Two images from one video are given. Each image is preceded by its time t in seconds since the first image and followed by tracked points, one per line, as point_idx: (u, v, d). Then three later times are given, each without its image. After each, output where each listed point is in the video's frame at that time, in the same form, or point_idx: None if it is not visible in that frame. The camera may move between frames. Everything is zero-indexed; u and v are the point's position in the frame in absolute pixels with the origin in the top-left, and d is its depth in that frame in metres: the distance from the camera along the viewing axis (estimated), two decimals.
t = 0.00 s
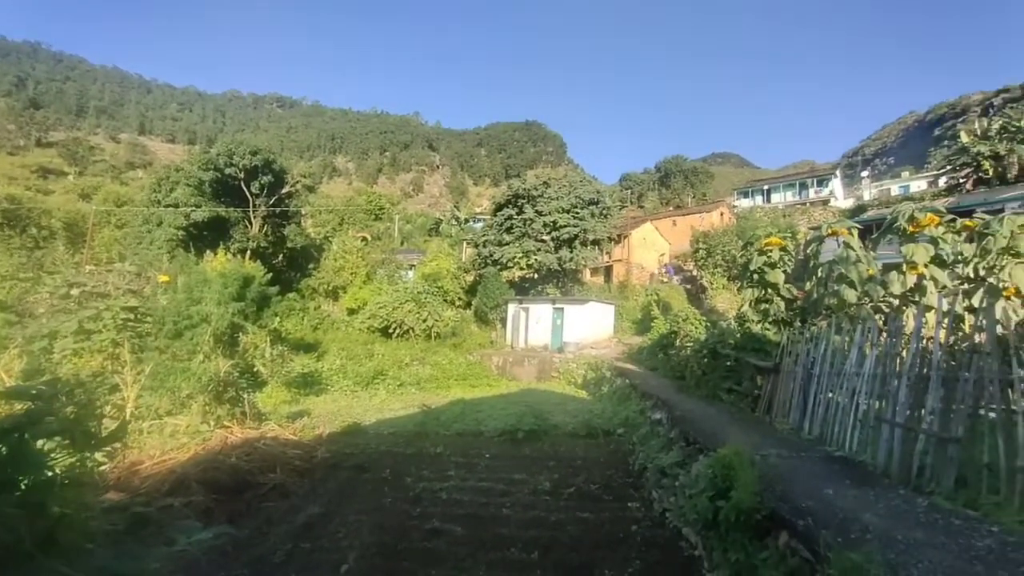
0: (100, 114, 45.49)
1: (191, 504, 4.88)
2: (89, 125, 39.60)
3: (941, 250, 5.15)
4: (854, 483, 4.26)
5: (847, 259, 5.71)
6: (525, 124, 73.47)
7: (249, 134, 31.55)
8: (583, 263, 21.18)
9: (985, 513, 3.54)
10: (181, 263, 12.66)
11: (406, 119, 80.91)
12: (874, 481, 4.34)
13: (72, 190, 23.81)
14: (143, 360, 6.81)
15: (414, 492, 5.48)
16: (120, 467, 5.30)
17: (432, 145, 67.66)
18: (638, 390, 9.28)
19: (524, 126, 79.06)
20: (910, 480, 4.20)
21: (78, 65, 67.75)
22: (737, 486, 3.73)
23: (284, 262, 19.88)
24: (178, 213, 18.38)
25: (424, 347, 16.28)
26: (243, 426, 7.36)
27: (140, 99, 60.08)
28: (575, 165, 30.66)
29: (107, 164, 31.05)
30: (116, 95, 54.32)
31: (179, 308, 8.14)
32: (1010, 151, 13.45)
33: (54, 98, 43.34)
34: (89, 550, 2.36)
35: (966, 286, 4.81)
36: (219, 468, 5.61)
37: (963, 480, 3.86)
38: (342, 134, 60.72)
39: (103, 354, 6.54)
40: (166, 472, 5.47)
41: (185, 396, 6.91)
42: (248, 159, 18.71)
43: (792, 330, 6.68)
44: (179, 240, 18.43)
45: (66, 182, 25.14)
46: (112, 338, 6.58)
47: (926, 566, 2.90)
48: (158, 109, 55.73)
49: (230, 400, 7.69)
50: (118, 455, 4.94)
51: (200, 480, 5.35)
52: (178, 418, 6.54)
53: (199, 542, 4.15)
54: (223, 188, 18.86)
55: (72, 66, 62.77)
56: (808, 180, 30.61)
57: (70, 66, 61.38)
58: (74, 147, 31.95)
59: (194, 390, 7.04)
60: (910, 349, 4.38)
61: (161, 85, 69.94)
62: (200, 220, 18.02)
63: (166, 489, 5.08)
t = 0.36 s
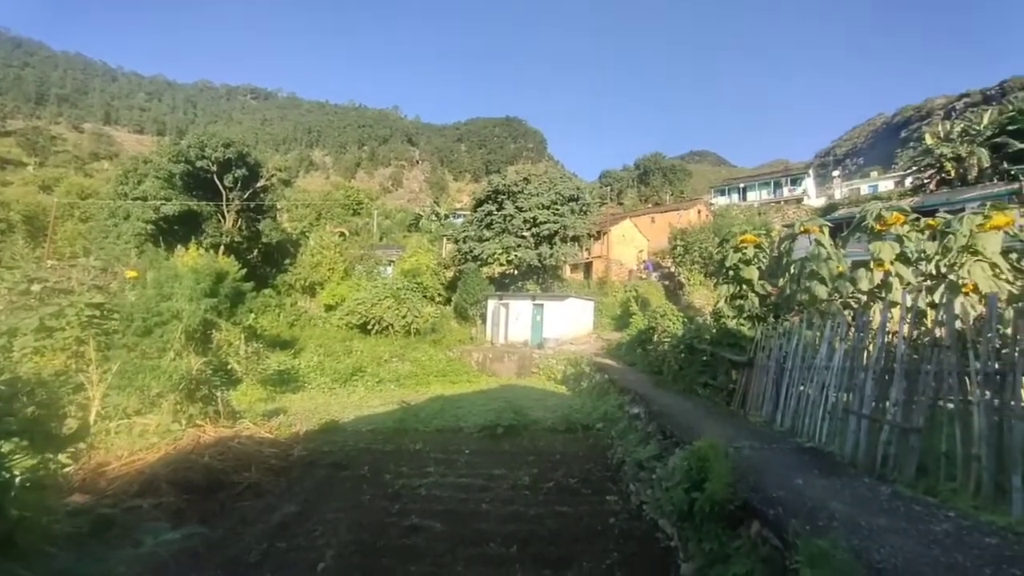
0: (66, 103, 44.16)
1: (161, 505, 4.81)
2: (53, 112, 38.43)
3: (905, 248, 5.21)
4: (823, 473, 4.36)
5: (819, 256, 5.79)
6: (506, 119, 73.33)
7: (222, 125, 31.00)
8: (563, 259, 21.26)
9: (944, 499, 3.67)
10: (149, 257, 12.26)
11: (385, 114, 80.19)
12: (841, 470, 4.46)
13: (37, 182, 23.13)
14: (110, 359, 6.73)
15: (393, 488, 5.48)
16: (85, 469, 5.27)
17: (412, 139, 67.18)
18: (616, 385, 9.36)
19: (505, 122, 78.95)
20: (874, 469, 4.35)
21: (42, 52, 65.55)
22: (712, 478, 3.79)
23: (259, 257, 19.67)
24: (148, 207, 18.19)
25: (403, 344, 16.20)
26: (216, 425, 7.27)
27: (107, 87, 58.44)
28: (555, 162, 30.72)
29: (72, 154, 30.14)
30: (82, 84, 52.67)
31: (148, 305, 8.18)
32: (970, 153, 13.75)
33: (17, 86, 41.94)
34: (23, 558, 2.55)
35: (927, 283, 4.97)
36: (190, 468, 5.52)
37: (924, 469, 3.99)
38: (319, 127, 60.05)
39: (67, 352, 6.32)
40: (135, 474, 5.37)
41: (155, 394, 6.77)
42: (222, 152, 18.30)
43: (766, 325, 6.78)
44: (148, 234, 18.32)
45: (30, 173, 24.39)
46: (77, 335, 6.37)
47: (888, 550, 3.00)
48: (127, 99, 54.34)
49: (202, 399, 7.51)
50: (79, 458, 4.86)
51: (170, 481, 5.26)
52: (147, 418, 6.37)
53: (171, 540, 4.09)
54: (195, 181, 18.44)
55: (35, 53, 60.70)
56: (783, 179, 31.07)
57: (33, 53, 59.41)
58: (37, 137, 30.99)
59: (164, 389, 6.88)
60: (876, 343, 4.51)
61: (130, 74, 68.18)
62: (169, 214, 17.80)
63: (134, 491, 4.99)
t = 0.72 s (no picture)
0: (37, 90, 42.99)
1: (133, 505, 4.74)
2: (19, 99, 37.34)
3: (877, 247, 5.35)
4: (797, 467, 4.44)
5: (795, 255, 5.91)
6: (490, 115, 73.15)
7: (198, 116, 30.41)
8: (546, 256, 21.32)
9: (910, 489, 3.77)
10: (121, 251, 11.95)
11: (368, 108, 79.58)
12: (814, 463, 4.55)
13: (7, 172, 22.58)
14: (80, 355, 6.71)
15: (373, 485, 5.46)
16: (54, 469, 5.17)
17: (395, 134, 66.79)
18: (598, 382, 9.41)
19: (489, 118, 78.81)
20: (846, 462, 4.44)
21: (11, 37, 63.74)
22: (689, 472, 3.84)
23: (237, 252, 19.70)
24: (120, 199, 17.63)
25: (385, 340, 16.14)
26: (191, 423, 7.19)
27: (80, 75, 57.00)
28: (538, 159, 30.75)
29: (43, 144, 29.42)
30: (53, 71, 51.32)
31: (119, 299, 7.99)
32: (941, 156, 14.01)
33: None
34: None
35: (897, 282, 5.12)
36: (164, 467, 5.45)
37: (892, 461, 4.09)
38: (299, 120, 59.42)
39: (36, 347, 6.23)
40: (105, 472, 5.29)
41: (127, 392, 6.63)
42: (197, 144, 17.88)
43: (744, 322, 6.88)
44: (120, 228, 17.73)
45: None
46: (46, 330, 6.26)
47: (857, 540, 3.07)
48: (102, 88, 53.13)
49: (176, 396, 7.36)
50: (47, 457, 4.76)
51: (143, 479, 5.19)
52: (119, 416, 6.24)
53: (143, 539, 4.02)
54: (171, 173, 18.12)
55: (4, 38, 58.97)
56: (762, 179, 31.43)
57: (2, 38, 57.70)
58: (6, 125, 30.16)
59: (137, 386, 6.76)
60: (848, 339, 4.61)
61: (104, 62, 66.68)
62: (143, 206, 17.35)
63: (105, 491, 4.91)
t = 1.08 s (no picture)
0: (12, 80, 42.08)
1: (110, 506, 4.68)
2: None
3: (856, 248, 5.41)
4: (777, 464, 4.49)
5: (779, 255, 5.97)
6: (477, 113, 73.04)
7: (179, 109, 29.99)
8: (533, 255, 21.34)
9: (885, 485, 3.84)
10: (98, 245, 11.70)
11: (354, 103, 79.08)
12: (794, 460, 4.62)
13: None
14: (53, 353, 6.39)
15: (357, 485, 5.44)
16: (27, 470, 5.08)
17: (382, 130, 66.47)
18: (583, 380, 9.44)
19: (476, 116, 78.67)
20: (825, 459, 4.51)
21: None
22: (673, 470, 3.87)
23: (219, 248, 19.59)
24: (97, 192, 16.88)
25: (371, 338, 16.08)
26: (171, 422, 7.12)
27: (58, 65, 55.92)
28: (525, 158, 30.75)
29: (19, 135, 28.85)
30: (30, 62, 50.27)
31: (97, 296, 8.01)
32: (918, 160, 14.23)
33: None
34: None
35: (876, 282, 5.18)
36: (143, 467, 5.40)
37: (869, 458, 4.16)
38: (284, 114, 58.93)
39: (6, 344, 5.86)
40: (80, 473, 5.22)
41: (104, 390, 6.54)
42: (178, 137, 17.70)
43: (727, 322, 6.94)
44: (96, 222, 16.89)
45: None
46: (18, 327, 5.93)
47: (835, 535, 3.11)
48: (80, 79, 52.15)
49: (156, 395, 7.44)
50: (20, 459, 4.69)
51: (121, 480, 5.13)
52: (95, 416, 6.05)
53: (118, 538, 3.95)
54: (152, 168, 17.73)
55: None
56: (747, 180, 31.68)
57: None
58: None
59: (115, 384, 6.70)
60: (828, 338, 4.68)
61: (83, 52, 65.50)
62: (121, 200, 16.79)
63: (80, 491, 4.86)
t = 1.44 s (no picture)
0: None
1: (76, 512, 4.61)
2: None
3: (830, 248, 5.49)
4: (753, 459, 4.56)
5: (756, 255, 6.06)
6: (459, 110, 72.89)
7: (152, 102, 29.36)
8: (515, 253, 21.35)
9: (855, 479, 3.91)
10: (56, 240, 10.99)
11: (334, 99, 78.42)
12: (768, 455, 4.69)
13: None
14: (16, 353, 6.72)
15: (336, 485, 5.41)
16: None
17: (363, 127, 66.02)
18: (564, 378, 9.49)
19: (458, 114, 78.56)
20: (799, 454, 4.58)
21: None
22: (651, 466, 3.90)
23: (193, 245, 19.00)
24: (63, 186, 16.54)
25: (351, 336, 15.97)
26: (142, 423, 7.02)
27: (26, 55, 54.46)
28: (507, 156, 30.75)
29: None
30: None
31: (62, 294, 7.44)
32: (888, 163, 14.54)
33: None
34: None
35: (849, 281, 5.26)
36: (112, 470, 5.32)
37: (840, 452, 4.24)
38: (261, 109, 58.15)
39: None
40: (45, 477, 5.14)
41: (69, 391, 6.54)
42: (151, 130, 17.38)
43: (705, 320, 7.02)
44: (63, 218, 16.53)
45: None
46: None
47: (806, 527, 3.17)
48: (49, 69, 50.85)
49: (126, 395, 7.32)
50: None
51: (89, 484, 5.05)
52: (61, 417, 6.22)
53: (72, 543, 4.03)
54: (124, 162, 17.33)
55: None
56: (725, 181, 32.05)
57: None
58: None
59: (82, 385, 6.67)
60: (802, 336, 4.76)
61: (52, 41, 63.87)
62: (90, 194, 16.35)
63: (44, 495, 4.82)
